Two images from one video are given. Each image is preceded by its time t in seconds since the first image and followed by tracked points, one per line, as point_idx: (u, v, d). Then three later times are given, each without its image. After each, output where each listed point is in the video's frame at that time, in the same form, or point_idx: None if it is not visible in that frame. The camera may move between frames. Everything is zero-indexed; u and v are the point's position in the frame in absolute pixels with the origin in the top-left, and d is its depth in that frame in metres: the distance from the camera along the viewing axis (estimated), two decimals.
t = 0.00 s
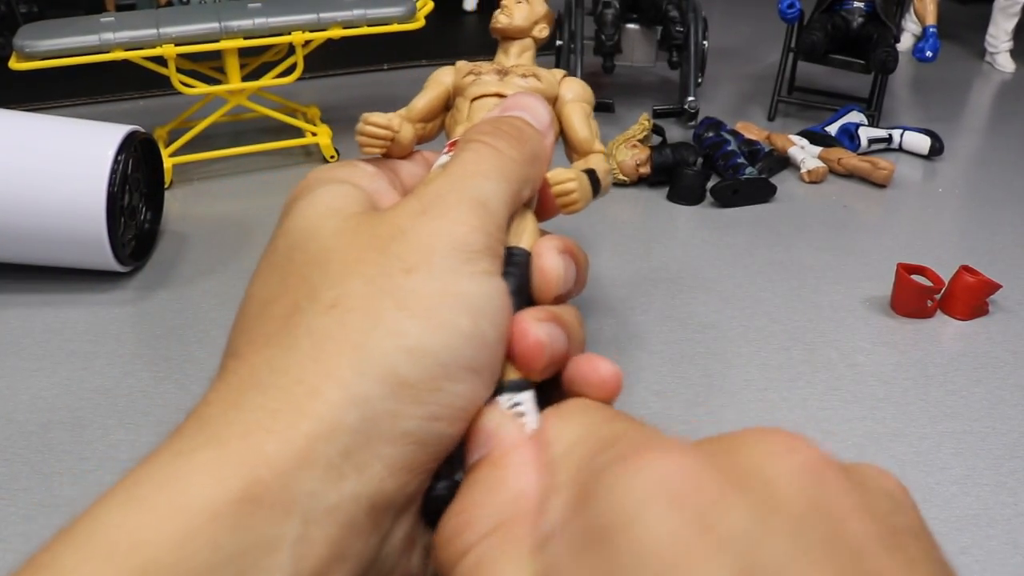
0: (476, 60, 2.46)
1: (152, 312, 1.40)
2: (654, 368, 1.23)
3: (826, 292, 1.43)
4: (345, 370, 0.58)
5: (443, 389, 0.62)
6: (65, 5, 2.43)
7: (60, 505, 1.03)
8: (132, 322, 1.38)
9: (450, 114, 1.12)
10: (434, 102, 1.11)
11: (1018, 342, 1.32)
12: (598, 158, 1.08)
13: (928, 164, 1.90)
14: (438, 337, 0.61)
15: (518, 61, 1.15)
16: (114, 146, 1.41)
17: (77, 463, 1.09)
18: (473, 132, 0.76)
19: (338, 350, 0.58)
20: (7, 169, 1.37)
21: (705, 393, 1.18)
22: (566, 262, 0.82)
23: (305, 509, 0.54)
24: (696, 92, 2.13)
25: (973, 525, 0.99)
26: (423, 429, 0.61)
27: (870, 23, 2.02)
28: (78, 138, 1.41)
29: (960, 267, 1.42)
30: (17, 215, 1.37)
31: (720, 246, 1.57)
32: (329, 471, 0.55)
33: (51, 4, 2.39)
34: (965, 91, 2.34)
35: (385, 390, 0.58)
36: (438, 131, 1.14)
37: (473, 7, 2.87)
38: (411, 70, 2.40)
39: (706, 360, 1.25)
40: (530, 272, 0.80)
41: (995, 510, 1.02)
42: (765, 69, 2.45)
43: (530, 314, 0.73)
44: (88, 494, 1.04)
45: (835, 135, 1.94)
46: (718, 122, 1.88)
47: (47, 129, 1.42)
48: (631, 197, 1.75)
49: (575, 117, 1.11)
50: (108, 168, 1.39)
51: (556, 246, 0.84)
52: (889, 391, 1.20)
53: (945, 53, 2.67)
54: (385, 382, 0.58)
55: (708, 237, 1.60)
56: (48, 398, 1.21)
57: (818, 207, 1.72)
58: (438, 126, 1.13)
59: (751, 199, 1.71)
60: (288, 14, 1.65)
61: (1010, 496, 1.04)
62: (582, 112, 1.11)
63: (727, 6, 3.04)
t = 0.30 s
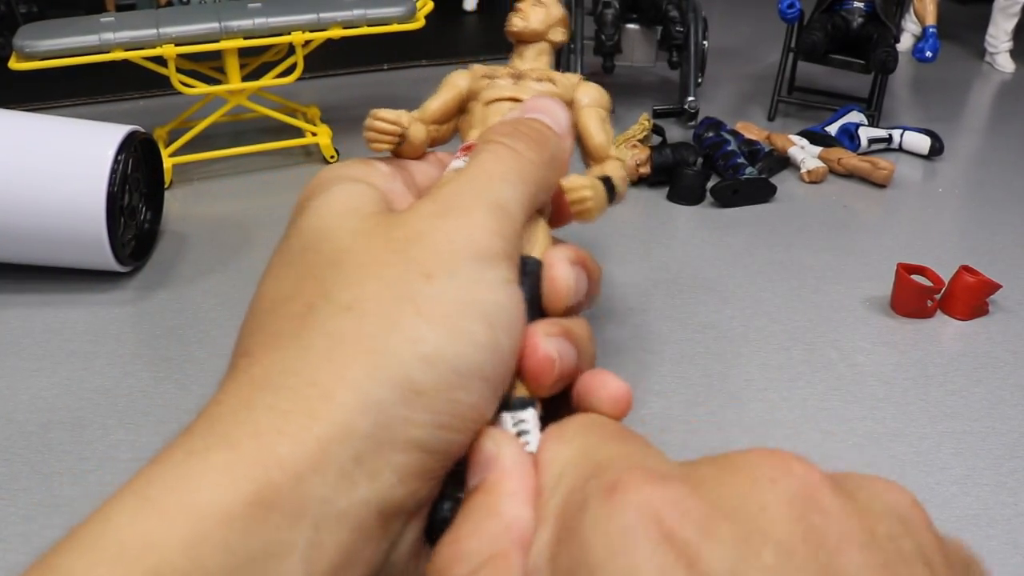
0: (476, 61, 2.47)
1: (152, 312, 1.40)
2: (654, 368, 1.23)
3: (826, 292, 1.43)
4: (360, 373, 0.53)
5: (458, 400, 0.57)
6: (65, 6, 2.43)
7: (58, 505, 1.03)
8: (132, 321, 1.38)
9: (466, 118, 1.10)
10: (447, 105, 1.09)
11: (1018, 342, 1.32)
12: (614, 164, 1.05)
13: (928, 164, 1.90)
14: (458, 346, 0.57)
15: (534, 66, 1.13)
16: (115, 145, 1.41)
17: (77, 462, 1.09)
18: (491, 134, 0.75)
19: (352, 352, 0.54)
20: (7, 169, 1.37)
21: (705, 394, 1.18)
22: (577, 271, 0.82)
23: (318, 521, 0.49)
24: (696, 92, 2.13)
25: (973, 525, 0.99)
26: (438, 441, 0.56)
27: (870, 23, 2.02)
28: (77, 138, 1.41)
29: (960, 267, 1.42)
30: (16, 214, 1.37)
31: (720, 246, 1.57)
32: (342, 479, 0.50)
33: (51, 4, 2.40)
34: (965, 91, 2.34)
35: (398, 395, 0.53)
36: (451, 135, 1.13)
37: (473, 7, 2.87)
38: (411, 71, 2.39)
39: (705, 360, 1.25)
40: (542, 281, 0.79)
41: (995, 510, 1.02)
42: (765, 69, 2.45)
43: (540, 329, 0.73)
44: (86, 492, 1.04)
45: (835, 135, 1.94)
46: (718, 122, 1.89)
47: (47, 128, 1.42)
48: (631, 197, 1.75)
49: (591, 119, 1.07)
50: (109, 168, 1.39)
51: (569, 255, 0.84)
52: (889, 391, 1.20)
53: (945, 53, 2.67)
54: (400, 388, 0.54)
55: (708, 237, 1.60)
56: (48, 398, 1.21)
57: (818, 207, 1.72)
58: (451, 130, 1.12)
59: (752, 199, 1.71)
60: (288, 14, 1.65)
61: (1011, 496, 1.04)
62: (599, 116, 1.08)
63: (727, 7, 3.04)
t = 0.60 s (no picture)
0: (476, 61, 2.47)
1: (152, 312, 1.40)
2: (654, 368, 1.23)
3: (826, 292, 1.43)
4: (386, 374, 0.52)
5: (483, 397, 0.57)
6: (64, 6, 2.43)
7: (58, 504, 1.03)
8: (131, 321, 1.38)
9: (475, 121, 1.10)
10: (457, 108, 1.09)
11: (1018, 342, 1.32)
12: (625, 165, 1.03)
13: (928, 164, 1.90)
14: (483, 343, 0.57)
15: (545, 70, 1.12)
16: (114, 144, 1.41)
17: (77, 462, 1.09)
18: (507, 132, 0.75)
19: (376, 352, 0.53)
20: (6, 169, 1.36)
21: (706, 394, 1.18)
22: (592, 276, 0.81)
23: (347, 521, 0.48)
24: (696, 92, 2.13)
25: (973, 525, 0.99)
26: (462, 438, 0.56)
27: (871, 23, 2.02)
28: (77, 137, 1.41)
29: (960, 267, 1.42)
30: (16, 214, 1.37)
31: (720, 246, 1.57)
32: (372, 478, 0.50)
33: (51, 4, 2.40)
34: (965, 92, 2.34)
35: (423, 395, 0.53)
36: (462, 139, 1.13)
37: (473, 7, 2.87)
38: (411, 71, 2.39)
39: (706, 359, 1.25)
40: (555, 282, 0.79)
41: (995, 511, 1.01)
42: (765, 69, 2.46)
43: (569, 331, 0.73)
44: (86, 492, 1.04)
45: (835, 136, 1.94)
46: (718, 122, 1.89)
47: (47, 128, 1.42)
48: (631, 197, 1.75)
49: (601, 120, 1.06)
50: (108, 167, 1.39)
51: (585, 258, 0.83)
52: (889, 391, 1.20)
53: (946, 53, 2.67)
54: (424, 388, 0.53)
55: (708, 237, 1.60)
56: (48, 398, 1.21)
57: (818, 207, 1.72)
58: (461, 134, 1.11)
59: (752, 199, 1.71)
60: (288, 13, 1.65)
61: (1011, 496, 1.04)
62: (611, 119, 1.07)
63: (727, 7, 3.05)
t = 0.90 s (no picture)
0: (476, 61, 2.47)
1: (152, 312, 1.40)
2: (654, 368, 1.23)
3: (826, 292, 1.43)
4: (319, 364, 0.45)
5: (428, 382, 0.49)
6: (64, 6, 2.43)
7: (58, 504, 1.03)
8: (131, 321, 1.38)
9: (476, 116, 1.09)
10: (458, 106, 1.08)
11: (1018, 342, 1.32)
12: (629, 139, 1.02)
13: (928, 164, 1.90)
14: (440, 329, 0.50)
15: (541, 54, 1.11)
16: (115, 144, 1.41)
17: (76, 462, 1.09)
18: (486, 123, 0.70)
19: (309, 345, 0.46)
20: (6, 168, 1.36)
21: (705, 394, 1.18)
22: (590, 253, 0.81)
23: (290, 525, 0.42)
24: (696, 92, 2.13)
25: (973, 525, 0.99)
26: (436, 437, 0.51)
27: (871, 23, 2.02)
28: (77, 137, 1.41)
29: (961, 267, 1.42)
30: (15, 214, 1.37)
31: (720, 246, 1.57)
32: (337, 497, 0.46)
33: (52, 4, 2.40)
34: (965, 91, 2.34)
35: (377, 391, 0.46)
36: (468, 136, 1.12)
37: (473, 7, 2.87)
38: (411, 70, 2.39)
39: (706, 360, 1.25)
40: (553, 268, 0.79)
41: (995, 511, 1.01)
42: (765, 69, 2.46)
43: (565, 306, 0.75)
44: (87, 492, 1.04)
45: (835, 135, 1.94)
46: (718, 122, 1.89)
47: (47, 128, 1.42)
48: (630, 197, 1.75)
49: (602, 98, 1.05)
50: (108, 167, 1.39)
51: (584, 236, 0.83)
52: (889, 391, 1.20)
53: (945, 53, 2.67)
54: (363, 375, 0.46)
55: (708, 238, 1.60)
56: (48, 398, 1.21)
57: (818, 207, 1.72)
58: (466, 130, 1.11)
59: (752, 199, 1.71)
60: (288, 13, 1.65)
61: (1011, 496, 1.03)
62: (611, 95, 1.06)
63: (727, 7, 3.05)
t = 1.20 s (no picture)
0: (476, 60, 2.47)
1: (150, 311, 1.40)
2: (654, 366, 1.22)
3: (827, 292, 1.43)
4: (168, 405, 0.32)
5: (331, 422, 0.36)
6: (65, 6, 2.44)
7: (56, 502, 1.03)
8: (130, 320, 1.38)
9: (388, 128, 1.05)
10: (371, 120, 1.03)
11: (1019, 342, 1.32)
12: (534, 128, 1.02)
13: (929, 164, 1.90)
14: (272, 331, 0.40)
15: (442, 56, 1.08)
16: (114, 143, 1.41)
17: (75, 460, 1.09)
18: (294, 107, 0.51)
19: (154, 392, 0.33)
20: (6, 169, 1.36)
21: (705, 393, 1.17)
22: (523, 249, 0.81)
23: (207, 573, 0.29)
24: (696, 92, 2.13)
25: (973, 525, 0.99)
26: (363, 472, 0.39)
27: (871, 23, 2.01)
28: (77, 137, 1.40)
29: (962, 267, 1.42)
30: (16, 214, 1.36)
31: (719, 247, 1.56)
32: None
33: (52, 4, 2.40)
34: (966, 92, 2.34)
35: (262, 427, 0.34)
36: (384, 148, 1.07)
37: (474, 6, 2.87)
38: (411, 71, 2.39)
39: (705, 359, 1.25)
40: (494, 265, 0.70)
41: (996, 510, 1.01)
42: (766, 68, 2.45)
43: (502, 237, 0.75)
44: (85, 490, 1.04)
45: (836, 135, 1.94)
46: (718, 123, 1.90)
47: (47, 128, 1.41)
48: (631, 196, 1.75)
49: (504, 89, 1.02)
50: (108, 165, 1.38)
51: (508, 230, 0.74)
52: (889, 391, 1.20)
53: (946, 53, 2.67)
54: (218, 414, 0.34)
55: (708, 238, 1.59)
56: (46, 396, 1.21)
57: (818, 206, 1.72)
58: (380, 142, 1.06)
59: (752, 199, 1.71)
60: (288, 12, 1.65)
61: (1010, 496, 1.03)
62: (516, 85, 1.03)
63: (728, 7, 3.05)
